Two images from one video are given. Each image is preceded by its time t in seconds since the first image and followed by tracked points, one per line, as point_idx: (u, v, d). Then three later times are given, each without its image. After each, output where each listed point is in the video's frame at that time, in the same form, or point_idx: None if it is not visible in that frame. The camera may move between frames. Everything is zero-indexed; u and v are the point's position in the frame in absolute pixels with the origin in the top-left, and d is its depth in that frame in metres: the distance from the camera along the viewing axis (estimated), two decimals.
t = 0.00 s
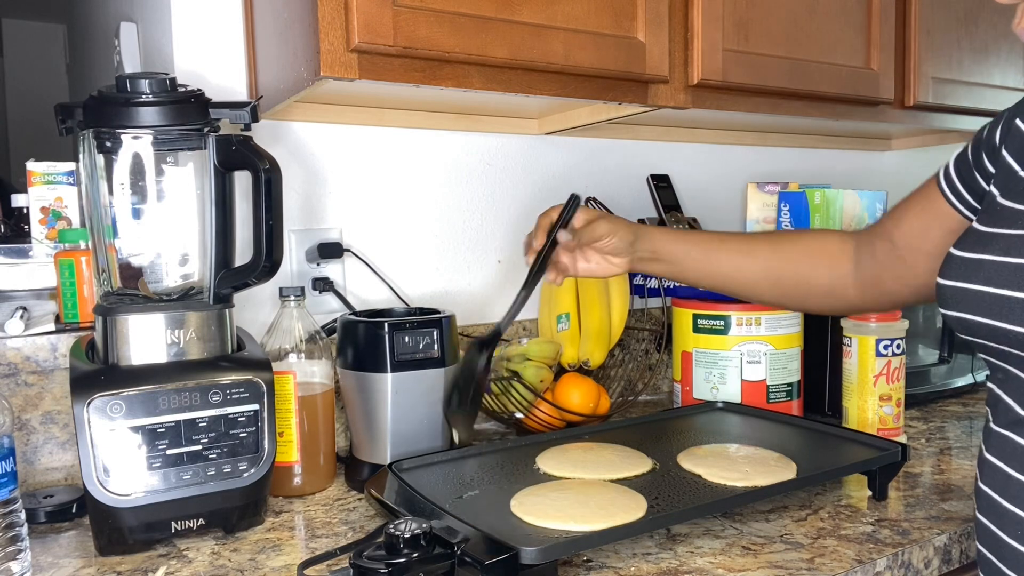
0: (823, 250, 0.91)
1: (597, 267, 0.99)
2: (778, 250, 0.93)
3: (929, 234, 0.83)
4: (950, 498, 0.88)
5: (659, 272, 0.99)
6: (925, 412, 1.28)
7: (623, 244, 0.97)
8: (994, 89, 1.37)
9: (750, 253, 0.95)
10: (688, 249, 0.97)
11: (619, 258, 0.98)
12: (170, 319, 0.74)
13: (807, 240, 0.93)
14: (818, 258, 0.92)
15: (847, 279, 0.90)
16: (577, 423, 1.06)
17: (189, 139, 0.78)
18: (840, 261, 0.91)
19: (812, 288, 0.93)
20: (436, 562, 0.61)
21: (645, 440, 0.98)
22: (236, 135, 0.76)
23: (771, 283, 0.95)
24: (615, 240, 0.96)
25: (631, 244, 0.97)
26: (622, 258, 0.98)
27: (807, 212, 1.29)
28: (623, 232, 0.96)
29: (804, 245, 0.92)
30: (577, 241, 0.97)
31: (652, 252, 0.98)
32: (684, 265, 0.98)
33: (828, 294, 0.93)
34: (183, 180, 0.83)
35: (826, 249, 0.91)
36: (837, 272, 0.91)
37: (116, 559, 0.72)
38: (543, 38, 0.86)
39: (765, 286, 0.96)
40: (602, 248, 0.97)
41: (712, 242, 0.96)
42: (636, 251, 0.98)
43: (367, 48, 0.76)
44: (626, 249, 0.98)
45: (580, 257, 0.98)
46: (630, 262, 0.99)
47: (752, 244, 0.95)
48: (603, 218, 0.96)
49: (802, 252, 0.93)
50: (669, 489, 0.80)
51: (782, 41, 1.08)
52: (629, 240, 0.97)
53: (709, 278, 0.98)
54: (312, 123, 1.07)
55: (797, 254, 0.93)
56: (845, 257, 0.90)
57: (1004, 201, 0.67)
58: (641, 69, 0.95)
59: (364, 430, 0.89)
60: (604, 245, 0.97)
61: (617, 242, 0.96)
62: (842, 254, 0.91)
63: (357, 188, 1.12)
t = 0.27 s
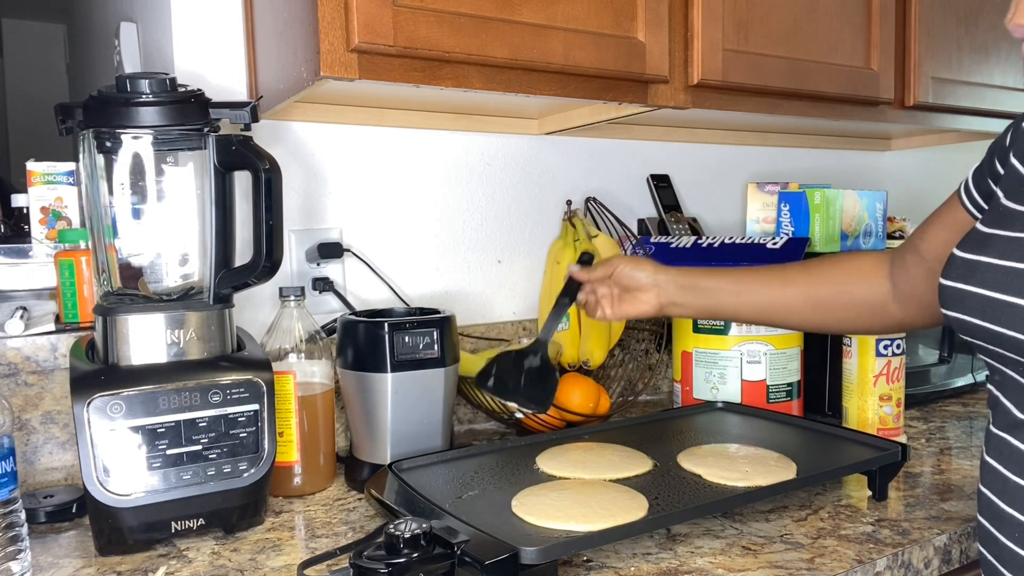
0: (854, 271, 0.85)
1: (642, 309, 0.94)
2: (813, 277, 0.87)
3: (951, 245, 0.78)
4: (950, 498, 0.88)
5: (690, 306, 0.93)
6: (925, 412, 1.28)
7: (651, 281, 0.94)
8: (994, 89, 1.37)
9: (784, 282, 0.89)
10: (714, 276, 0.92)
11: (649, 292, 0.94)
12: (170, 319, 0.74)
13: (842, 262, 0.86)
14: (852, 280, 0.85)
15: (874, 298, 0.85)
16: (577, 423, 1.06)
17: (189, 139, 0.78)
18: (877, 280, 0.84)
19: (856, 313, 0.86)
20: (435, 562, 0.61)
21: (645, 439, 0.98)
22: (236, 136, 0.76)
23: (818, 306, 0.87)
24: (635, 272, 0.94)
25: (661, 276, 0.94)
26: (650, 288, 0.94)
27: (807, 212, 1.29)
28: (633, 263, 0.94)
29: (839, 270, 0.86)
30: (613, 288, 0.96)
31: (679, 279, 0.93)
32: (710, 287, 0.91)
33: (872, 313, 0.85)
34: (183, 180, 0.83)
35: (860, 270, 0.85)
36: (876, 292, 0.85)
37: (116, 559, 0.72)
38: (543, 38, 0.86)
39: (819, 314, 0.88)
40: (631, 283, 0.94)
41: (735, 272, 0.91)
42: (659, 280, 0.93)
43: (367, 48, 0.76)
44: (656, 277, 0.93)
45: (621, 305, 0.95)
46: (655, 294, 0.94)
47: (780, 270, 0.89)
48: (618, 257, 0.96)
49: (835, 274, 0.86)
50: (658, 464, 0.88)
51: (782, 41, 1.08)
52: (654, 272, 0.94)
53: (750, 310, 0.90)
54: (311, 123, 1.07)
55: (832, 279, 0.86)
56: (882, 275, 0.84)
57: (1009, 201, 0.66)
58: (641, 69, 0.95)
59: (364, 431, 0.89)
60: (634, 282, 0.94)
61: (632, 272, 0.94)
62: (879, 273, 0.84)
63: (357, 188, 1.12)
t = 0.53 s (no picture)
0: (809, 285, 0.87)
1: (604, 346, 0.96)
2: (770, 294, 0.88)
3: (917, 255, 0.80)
4: (950, 498, 0.88)
5: (651, 336, 0.94)
6: (925, 412, 1.28)
7: (609, 318, 0.95)
8: (994, 89, 1.37)
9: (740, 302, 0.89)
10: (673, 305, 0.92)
11: (608, 328, 0.96)
12: (170, 319, 0.74)
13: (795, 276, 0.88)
14: (807, 294, 0.87)
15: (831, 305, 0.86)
16: (577, 423, 1.06)
17: (189, 139, 0.78)
18: (831, 292, 0.86)
19: (810, 325, 0.88)
20: (436, 562, 0.61)
21: (645, 439, 0.98)
22: (236, 136, 0.76)
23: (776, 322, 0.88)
24: (589, 312, 0.95)
25: (617, 311, 0.94)
26: (608, 325, 0.95)
27: (807, 212, 1.29)
28: (586, 304, 0.95)
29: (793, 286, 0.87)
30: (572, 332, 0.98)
31: (634, 313, 0.94)
32: (668, 312, 0.92)
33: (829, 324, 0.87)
34: (183, 180, 0.83)
35: (813, 284, 0.86)
36: (831, 305, 0.86)
37: (116, 559, 0.72)
38: (543, 38, 0.86)
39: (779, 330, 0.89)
40: (588, 323, 0.96)
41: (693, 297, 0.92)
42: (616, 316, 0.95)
43: (367, 48, 0.76)
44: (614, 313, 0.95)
45: (585, 345, 0.97)
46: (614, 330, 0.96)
47: (735, 292, 0.90)
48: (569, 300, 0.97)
49: (787, 290, 0.88)
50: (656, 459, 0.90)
51: (782, 41, 1.08)
52: (610, 310, 0.95)
53: (707, 330, 0.91)
54: (311, 123, 1.07)
55: (786, 294, 0.87)
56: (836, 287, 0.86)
57: (999, 207, 0.68)
58: (641, 69, 0.95)
59: (364, 431, 0.89)
60: (591, 322, 0.96)
61: (586, 312, 0.96)
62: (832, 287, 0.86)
63: (357, 188, 1.12)
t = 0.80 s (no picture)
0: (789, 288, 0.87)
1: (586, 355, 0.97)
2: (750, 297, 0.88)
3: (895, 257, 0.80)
4: (950, 498, 0.88)
5: (633, 342, 0.94)
6: (925, 412, 1.28)
7: (590, 326, 0.96)
8: (995, 89, 1.37)
9: (721, 306, 0.90)
10: (652, 311, 0.92)
11: (589, 337, 0.96)
12: (170, 319, 0.74)
13: (775, 280, 0.88)
14: (786, 297, 0.87)
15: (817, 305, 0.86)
16: (577, 423, 1.06)
17: (189, 139, 0.78)
18: (810, 295, 0.86)
19: (790, 327, 0.88)
20: (436, 562, 0.62)
21: (645, 440, 0.98)
22: (236, 136, 0.76)
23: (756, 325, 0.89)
24: (570, 321, 0.96)
25: (597, 318, 0.95)
26: (589, 333, 0.96)
27: (807, 212, 1.29)
28: (567, 313, 0.96)
29: (772, 290, 0.87)
30: (553, 343, 0.98)
31: (615, 319, 0.94)
32: (652, 317, 0.92)
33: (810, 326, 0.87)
34: (183, 180, 0.83)
35: (792, 287, 0.87)
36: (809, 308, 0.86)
37: (116, 559, 0.72)
38: (543, 38, 0.86)
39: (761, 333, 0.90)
40: (569, 332, 0.96)
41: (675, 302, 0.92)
42: (597, 324, 0.95)
43: (367, 48, 0.76)
44: (595, 321, 0.95)
45: (567, 354, 0.98)
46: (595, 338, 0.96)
47: (715, 295, 0.90)
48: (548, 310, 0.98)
49: (766, 294, 0.88)
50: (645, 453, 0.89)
51: (781, 41, 1.08)
52: (591, 318, 0.95)
53: (689, 335, 0.91)
54: (311, 123, 1.07)
55: (767, 298, 0.88)
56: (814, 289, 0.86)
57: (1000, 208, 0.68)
58: (641, 69, 0.95)
59: (364, 431, 0.89)
60: (572, 331, 0.96)
61: (567, 321, 0.96)
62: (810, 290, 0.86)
63: (357, 188, 1.12)
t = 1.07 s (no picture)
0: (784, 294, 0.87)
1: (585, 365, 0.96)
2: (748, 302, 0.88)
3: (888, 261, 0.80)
4: (950, 498, 0.88)
5: (630, 351, 0.94)
6: (925, 412, 1.28)
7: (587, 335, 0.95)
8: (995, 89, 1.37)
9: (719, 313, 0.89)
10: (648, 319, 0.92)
11: (587, 346, 0.95)
12: (170, 319, 0.74)
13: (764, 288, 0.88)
14: (784, 304, 0.87)
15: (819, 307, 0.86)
16: (577, 423, 1.06)
17: (189, 139, 0.78)
18: (807, 302, 0.86)
19: (792, 333, 0.87)
20: (436, 562, 0.62)
21: (645, 440, 0.98)
22: (237, 136, 0.76)
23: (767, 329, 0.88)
24: (568, 330, 0.95)
25: (594, 327, 0.94)
26: (587, 343, 0.95)
27: (807, 212, 1.29)
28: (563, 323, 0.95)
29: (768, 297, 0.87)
30: (550, 354, 0.97)
31: (612, 329, 0.94)
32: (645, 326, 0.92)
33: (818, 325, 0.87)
34: (183, 180, 0.83)
35: (788, 294, 0.87)
36: (806, 313, 0.86)
37: (115, 559, 0.72)
38: (543, 38, 0.86)
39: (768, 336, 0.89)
40: (568, 342, 0.96)
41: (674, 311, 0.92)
42: (595, 333, 0.94)
43: (367, 48, 0.76)
44: (593, 331, 0.94)
45: (565, 364, 0.97)
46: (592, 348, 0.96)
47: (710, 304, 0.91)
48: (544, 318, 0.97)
49: (763, 300, 0.88)
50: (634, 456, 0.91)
51: (781, 41, 1.08)
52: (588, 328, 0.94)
53: (688, 344, 0.91)
54: (311, 123, 1.07)
55: (765, 304, 0.87)
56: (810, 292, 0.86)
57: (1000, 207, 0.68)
58: (641, 69, 0.95)
59: (364, 431, 0.89)
60: (570, 340, 0.95)
61: (565, 330, 0.95)
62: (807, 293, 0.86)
63: (357, 188, 1.12)
